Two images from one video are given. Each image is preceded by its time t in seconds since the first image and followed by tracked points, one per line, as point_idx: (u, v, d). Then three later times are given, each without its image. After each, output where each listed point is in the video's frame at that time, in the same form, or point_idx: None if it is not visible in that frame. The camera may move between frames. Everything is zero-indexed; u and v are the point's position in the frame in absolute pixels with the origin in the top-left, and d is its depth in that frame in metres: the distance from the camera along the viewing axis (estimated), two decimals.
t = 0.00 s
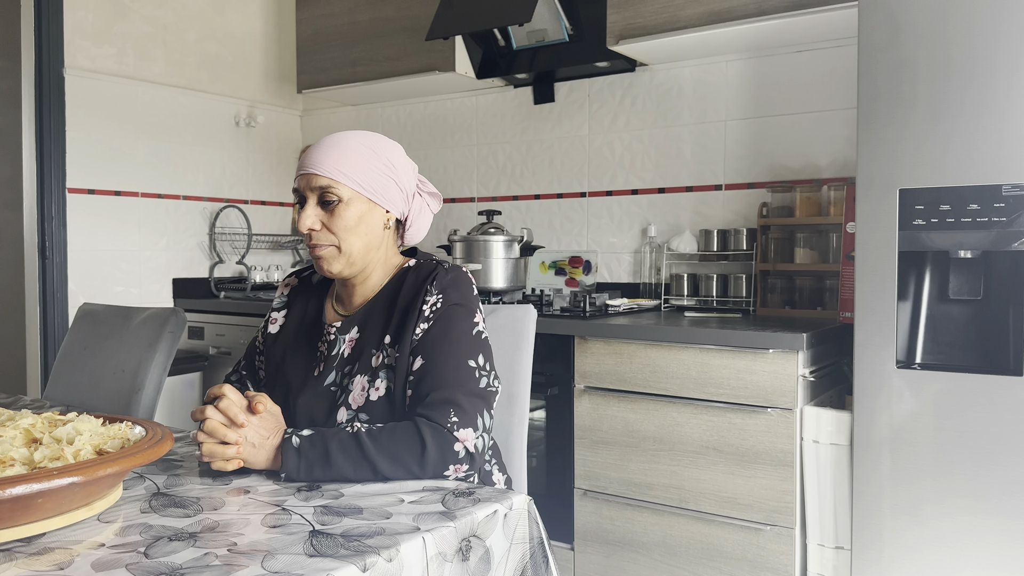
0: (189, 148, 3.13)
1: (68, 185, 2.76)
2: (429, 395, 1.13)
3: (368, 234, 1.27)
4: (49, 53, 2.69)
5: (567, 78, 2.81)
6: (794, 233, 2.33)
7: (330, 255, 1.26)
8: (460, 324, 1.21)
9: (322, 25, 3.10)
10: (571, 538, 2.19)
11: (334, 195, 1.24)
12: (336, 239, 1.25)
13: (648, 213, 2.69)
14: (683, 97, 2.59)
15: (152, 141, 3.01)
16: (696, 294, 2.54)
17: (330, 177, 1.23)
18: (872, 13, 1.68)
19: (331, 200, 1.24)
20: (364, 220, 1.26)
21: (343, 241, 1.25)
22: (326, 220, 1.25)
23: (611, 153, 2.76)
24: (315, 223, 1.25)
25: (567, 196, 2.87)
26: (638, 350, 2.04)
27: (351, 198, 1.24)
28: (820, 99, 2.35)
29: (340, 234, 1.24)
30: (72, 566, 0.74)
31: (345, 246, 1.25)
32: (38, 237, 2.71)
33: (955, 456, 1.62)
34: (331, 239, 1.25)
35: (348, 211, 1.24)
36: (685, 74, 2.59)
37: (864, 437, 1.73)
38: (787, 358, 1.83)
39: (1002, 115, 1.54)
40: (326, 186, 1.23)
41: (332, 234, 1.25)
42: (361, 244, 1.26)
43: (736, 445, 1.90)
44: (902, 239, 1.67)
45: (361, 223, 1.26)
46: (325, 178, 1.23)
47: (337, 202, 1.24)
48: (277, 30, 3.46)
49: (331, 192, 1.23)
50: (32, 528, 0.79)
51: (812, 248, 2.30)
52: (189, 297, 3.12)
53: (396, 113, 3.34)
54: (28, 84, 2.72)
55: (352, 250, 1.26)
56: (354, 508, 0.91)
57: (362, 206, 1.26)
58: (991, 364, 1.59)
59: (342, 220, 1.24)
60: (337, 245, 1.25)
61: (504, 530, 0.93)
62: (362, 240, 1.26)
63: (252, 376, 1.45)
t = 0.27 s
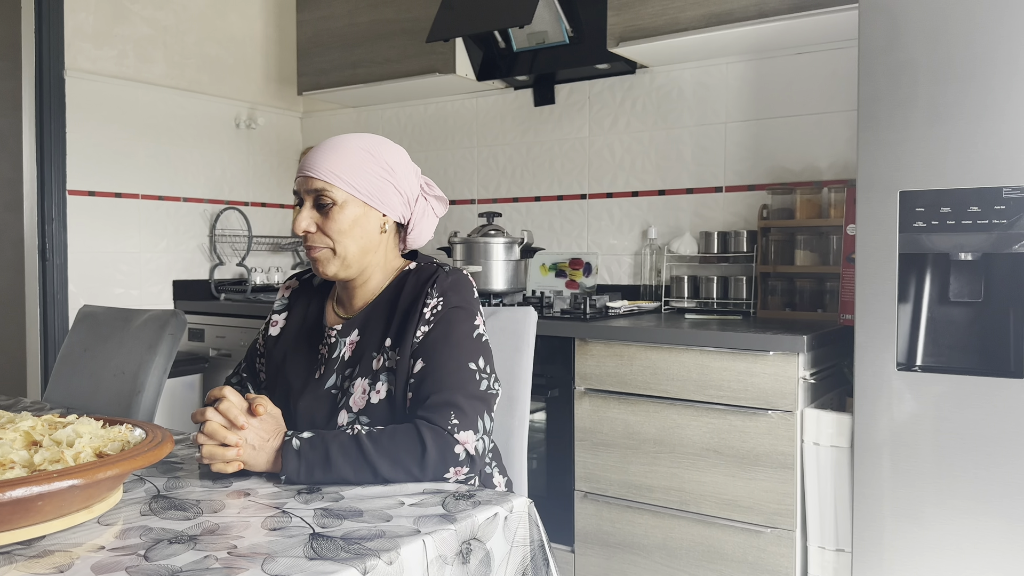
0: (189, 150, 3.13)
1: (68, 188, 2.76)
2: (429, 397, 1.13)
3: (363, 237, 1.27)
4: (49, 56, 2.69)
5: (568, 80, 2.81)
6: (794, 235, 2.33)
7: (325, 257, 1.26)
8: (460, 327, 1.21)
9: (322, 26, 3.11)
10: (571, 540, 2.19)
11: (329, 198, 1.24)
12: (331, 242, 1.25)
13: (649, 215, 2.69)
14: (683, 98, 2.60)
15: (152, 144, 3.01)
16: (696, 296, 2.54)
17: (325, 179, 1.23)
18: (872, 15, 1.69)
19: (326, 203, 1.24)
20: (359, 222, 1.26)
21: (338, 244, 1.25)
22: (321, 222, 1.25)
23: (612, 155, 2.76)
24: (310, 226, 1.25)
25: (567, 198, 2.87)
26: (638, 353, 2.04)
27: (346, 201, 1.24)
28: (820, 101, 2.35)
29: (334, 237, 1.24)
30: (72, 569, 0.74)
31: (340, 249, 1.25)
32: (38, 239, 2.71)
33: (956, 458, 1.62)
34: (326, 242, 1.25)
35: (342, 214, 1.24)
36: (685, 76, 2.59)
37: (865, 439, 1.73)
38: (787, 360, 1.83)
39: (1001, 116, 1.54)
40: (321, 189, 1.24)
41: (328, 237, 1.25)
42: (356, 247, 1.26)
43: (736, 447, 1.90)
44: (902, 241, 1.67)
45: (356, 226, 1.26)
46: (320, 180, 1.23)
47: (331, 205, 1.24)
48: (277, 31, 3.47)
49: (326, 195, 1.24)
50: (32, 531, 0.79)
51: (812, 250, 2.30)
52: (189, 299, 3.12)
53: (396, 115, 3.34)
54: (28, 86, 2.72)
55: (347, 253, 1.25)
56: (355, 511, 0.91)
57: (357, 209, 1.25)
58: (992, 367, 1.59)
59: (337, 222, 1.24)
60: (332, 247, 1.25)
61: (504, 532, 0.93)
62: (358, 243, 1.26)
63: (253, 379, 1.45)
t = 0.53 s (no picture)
0: (190, 151, 3.13)
1: (69, 189, 2.76)
2: (430, 399, 1.13)
3: (360, 237, 1.27)
4: (50, 58, 2.69)
5: (568, 81, 2.82)
6: (795, 237, 2.33)
7: (323, 257, 1.27)
8: (461, 328, 1.21)
9: (323, 28, 3.11)
10: (572, 542, 2.19)
11: (325, 198, 1.25)
12: (327, 242, 1.26)
13: (649, 216, 2.69)
14: (683, 100, 2.60)
15: (153, 145, 3.01)
16: (697, 298, 2.54)
17: (322, 179, 1.24)
18: (872, 17, 1.69)
19: (323, 203, 1.25)
20: (356, 223, 1.26)
21: (334, 244, 1.25)
22: (318, 222, 1.26)
23: (612, 156, 2.76)
24: (308, 225, 1.26)
25: (568, 200, 2.87)
26: (638, 354, 2.04)
27: (342, 201, 1.25)
28: (820, 103, 2.35)
29: (331, 237, 1.25)
30: (72, 570, 0.74)
31: (336, 249, 1.26)
32: (39, 241, 2.71)
33: (957, 460, 1.62)
34: (323, 242, 1.26)
35: (338, 214, 1.25)
36: (685, 77, 2.59)
37: (866, 441, 1.73)
38: (788, 361, 1.83)
39: (1002, 118, 1.54)
40: (319, 189, 1.25)
41: (324, 236, 1.26)
42: (352, 247, 1.26)
43: (737, 449, 1.89)
44: (902, 242, 1.67)
45: (352, 226, 1.26)
46: (318, 180, 1.24)
47: (328, 205, 1.25)
48: (278, 33, 3.47)
49: (322, 194, 1.24)
50: (32, 533, 0.79)
51: (813, 252, 2.30)
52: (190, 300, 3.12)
53: (397, 117, 3.34)
54: (29, 88, 2.72)
55: (343, 253, 1.26)
56: (356, 513, 0.91)
57: (354, 210, 1.26)
58: (993, 368, 1.59)
59: (333, 222, 1.25)
60: (329, 247, 1.26)
61: (505, 534, 0.93)
62: (354, 243, 1.26)
63: (254, 380, 1.45)
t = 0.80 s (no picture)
0: (191, 153, 3.14)
1: (70, 191, 2.76)
2: (431, 402, 1.13)
3: (348, 238, 1.27)
4: (51, 60, 2.70)
5: (568, 83, 2.82)
6: (795, 239, 2.34)
7: (316, 256, 1.30)
8: (463, 332, 1.21)
9: (324, 30, 3.11)
10: (572, 544, 2.19)
11: (317, 198, 1.27)
12: (318, 241, 1.28)
13: (649, 218, 2.69)
14: (683, 102, 2.60)
15: (154, 147, 3.01)
16: (697, 300, 2.54)
17: (315, 179, 1.27)
18: (872, 19, 1.69)
19: (315, 203, 1.27)
20: (344, 223, 1.27)
21: (322, 243, 1.27)
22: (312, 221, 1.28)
23: (612, 158, 2.76)
24: (302, 224, 1.30)
25: (568, 202, 2.88)
26: (639, 356, 2.04)
27: (331, 201, 1.26)
28: (819, 105, 2.36)
29: (320, 236, 1.27)
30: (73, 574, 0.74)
31: (325, 249, 1.27)
32: (40, 243, 2.72)
33: (958, 463, 1.62)
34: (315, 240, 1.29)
35: (327, 214, 1.27)
36: (685, 79, 2.59)
37: (866, 443, 1.73)
38: (788, 363, 1.83)
39: (1001, 121, 1.54)
40: (312, 189, 1.27)
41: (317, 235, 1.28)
42: (340, 247, 1.27)
43: (737, 451, 1.90)
44: (902, 244, 1.67)
45: (340, 227, 1.27)
46: (311, 180, 1.27)
47: (320, 204, 1.27)
48: (278, 35, 3.47)
49: (314, 194, 1.27)
50: (34, 536, 0.79)
51: (813, 254, 2.30)
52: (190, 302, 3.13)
53: (397, 119, 3.35)
54: (29, 90, 2.72)
55: (331, 253, 1.28)
56: (356, 516, 0.91)
57: (343, 210, 1.27)
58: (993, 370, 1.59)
59: (322, 221, 1.27)
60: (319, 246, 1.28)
61: (505, 537, 0.93)
62: (343, 244, 1.27)
63: (255, 382, 1.45)
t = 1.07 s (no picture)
0: (192, 154, 3.14)
1: (72, 192, 2.77)
2: (434, 402, 1.13)
3: (334, 237, 1.28)
4: (52, 60, 2.70)
5: (569, 84, 2.82)
6: (796, 239, 2.34)
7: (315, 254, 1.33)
8: (467, 333, 1.21)
9: (324, 31, 3.11)
10: (573, 544, 2.19)
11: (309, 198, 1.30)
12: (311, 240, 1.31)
13: (650, 218, 2.69)
14: (684, 102, 2.60)
15: (155, 148, 3.01)
16: (698, 300, 2.54)
17: (307, 180, 1.30)
18: (873, 20, 1.69)
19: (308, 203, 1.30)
20: (329, 222, 1.28)
21: (314, 242, 1.30)
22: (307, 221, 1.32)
23: (613, 158, 2.76)
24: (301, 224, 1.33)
25: (569, 202, 2.88)
26: (640, 356, 2.04)
27: (318, 201, 1.28)
28: (820, 105, 2.36)
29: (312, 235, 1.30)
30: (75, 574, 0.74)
31: (316, 248, 1.30)
32: (41, 243, 2.72)
33: (959, 463, 1.62)
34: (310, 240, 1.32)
35: (318, 214, 1.29)
36: (686, 79, 2.59)
37: (868, 443, 1.73)
38: (789, 363, 1.83)
39: (1002, 121, 1.54)
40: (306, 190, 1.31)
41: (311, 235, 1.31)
42: (327, 246, 1.29)
43: (738, 451, 1.89)
44: (903, 245, 1.67)
45: (329, 226, 1.28)
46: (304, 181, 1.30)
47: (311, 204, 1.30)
48: (280, 35, 3.47)
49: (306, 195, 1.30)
50: (36, 536, 0.79)
51: (814, 254, 2.30)
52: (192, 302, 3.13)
53: (398, 119, 3.35)
54: (31, 91, 2.72)
55: (321, 252, 1.30)
56: (358, 516, 0.91)
57: (327, 210, 1.28)
58: (995, 370, 1.59)
59: (312, 221, 1.29)
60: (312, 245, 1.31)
61: (507, 537, 0.93)
62: (332, 242, 1.29)
63: (257, 381, 1.45)
